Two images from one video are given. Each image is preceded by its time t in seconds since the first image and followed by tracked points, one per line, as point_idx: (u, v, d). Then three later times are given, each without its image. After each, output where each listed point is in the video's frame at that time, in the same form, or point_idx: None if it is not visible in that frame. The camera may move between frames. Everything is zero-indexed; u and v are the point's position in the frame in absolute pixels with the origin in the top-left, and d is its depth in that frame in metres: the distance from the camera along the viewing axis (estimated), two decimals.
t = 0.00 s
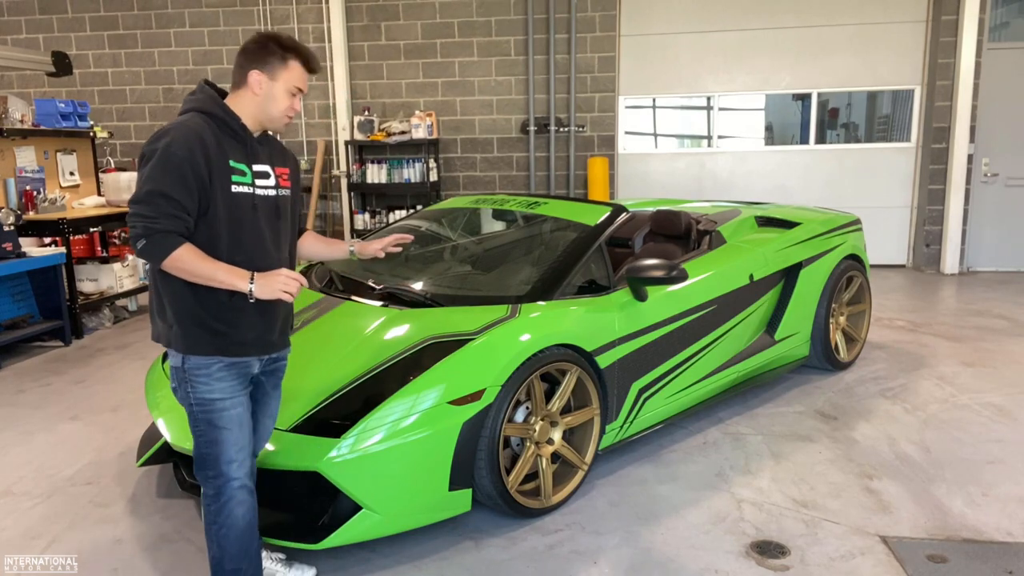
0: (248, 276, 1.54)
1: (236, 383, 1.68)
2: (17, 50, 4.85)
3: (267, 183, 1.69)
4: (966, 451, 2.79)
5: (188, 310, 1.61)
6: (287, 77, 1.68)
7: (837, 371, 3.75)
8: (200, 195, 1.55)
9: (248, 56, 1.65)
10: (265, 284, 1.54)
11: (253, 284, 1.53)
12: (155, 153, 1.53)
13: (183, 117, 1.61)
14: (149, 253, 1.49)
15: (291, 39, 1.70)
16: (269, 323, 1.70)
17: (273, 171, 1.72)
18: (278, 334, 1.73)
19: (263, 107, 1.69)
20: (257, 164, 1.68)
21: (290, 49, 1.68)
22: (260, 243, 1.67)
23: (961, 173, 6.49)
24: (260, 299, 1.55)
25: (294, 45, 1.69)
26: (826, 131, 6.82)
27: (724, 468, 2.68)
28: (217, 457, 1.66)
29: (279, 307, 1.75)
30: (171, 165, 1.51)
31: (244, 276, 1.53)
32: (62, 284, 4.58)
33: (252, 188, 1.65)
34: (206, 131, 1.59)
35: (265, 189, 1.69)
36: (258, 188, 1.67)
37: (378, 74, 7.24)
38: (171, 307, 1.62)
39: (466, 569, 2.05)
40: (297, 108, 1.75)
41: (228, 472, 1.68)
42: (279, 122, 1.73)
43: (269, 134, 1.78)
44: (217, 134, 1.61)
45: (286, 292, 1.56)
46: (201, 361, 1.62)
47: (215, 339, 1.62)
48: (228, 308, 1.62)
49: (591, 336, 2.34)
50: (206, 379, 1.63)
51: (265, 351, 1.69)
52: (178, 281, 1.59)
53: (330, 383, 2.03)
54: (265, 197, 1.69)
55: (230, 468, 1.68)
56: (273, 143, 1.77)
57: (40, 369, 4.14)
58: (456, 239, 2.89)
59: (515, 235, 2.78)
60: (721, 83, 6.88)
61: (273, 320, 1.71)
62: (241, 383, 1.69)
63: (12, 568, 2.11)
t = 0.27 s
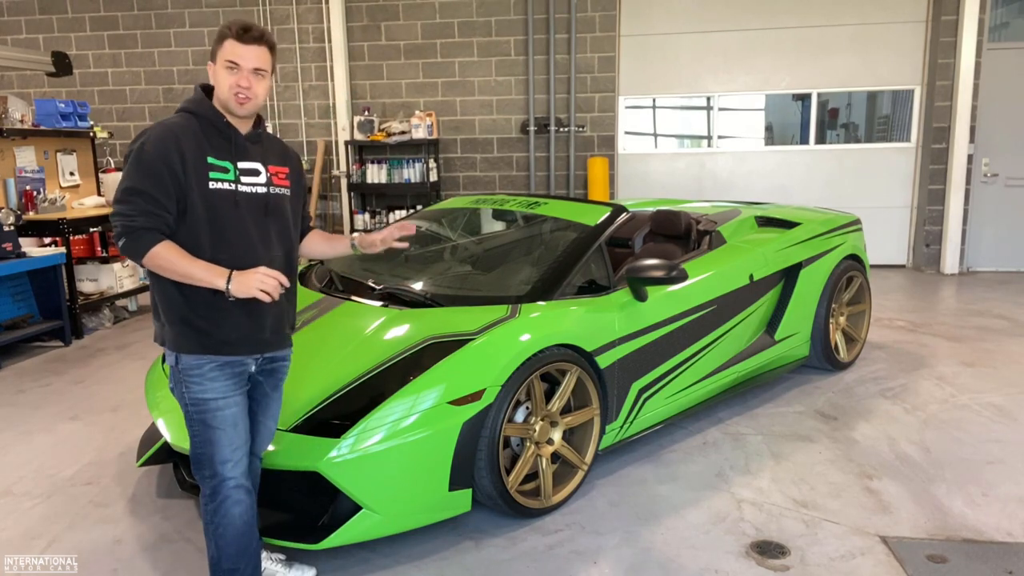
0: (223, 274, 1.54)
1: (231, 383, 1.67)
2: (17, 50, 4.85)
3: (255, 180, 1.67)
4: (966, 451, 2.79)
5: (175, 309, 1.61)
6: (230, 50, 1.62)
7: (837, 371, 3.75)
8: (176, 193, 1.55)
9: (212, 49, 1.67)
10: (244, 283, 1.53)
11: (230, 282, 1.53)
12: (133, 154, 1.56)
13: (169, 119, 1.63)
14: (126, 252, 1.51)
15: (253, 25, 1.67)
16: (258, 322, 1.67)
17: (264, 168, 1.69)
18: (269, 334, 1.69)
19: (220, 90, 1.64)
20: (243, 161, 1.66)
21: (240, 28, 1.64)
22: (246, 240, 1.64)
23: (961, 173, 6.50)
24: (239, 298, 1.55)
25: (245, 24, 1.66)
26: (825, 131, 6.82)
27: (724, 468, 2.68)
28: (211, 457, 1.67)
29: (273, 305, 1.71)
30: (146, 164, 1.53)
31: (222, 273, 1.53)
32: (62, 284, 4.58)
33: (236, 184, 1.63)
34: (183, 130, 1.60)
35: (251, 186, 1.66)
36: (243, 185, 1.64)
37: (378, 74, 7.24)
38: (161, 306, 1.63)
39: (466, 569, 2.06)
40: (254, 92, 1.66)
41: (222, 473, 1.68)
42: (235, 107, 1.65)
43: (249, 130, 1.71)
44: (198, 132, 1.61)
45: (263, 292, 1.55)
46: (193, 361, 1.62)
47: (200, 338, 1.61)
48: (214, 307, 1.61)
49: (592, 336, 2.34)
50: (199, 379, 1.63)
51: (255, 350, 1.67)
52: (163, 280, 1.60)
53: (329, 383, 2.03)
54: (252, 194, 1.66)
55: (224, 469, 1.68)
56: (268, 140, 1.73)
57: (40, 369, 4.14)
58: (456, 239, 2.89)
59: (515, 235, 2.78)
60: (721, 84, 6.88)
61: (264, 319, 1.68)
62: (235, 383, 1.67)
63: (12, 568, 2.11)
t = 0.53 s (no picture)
0: (207, 281, 1.53)
1: (230, 384, 1.66)
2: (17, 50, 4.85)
3: (252, 179, 1.66)
4: (966, 451, 2.79)
5: (174, 310, 1.62)
6: (219, 46, 1.62)
7: (837, 371, 3.75)
8: (170, 195, 1.56)
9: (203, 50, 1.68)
10: (223, 293, 1.52)
11: (211, 291, 1.53)
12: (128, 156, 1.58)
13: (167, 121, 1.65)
14: (121, 255, 1.53)
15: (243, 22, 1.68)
16: (255, 322, 1.65)
17: (262, 166, 1.68)
18: (268, 332, 1.68)
19: (211, 88, 1.65)
20: (240, 160, 1.65)
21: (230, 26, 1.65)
22: (243, 240, 1.63)
23: (961, 173, 6.49)
24: (220, 306, 1.54)
25: (233, 21, 1.66)
26: (826, 131, 6.82)
27: (724, 468, 2.68)
28: (209, 457, 1.66)
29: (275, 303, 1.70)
30: (139, 167, 1.54)
31: (203, 281, 1.53)
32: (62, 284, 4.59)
33: (231, 183, 1.63)
34: (178, 130, 1.60)
35: (248, 185, 1.65)
36: (240, 184, 1.64)
37: (378, 74, 7.24)
38: (161, 308, 1.64)
39: (466, 569, 2.06)
40: (248, 89, 1.66)
41: (219, 473, 1.68)
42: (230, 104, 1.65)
43: (249, 129, 1.71)
44: (193, 134, 1.62)
45: (243, 303, 1.54)
46: (193, 360, 1.62)
47: (197, 337, 1.62)
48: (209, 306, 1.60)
49: (592, 336, 2.34)
50: (197, 379, 1.63)
51: (253, 350, 1.66)
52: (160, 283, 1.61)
53: (329, 384, 2.03)
54: (249, 193, 1.65)
55: (222, 470, 1.68)
56: (268, 138, 1.73)
57: (40, 369, 4.14)
58: (456, 239, 2.89)
59: (515, 235, 2.78)
60: (721, 84, 6.88)
61: (262, 320, 1.67)
62: (234, 384, 1.67)
63: (12, 568, 2.11)
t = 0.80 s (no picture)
0: (220, 284, 1.52)
1: (240, 384, 1.66)
2: (18, 51, 4.86)
3: (262, 179, 1.66)
4: (966, 452, 2.79)
5: (185, 309, 1.61)
6: (229, 47, 1.62)
7: (837, 371, 3.75)
8: (182, 194, 1.56)
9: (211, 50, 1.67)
10: (236, 297, 1.51)
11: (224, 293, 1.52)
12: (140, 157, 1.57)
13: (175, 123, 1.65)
14: (132, 255, 1.53)
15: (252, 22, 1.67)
16: (266, 320, 1.66)
17: (272, 167, 1.69)
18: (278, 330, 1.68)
19: (221, 89, 1.64)
20: (251, 160, 1.66)
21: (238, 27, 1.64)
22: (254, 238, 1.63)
23: (961, 173, 6.49)
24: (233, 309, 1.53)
25: (242, 21, 1.66)
26: (825, 131, 6.82)
27: (724, 468, 2.68)
28: (217, 458, 1.66)
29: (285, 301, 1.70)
30: (151, 166, 1.54)
31: (217, 283, 1.52)
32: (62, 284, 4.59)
33: (243, 183, 1.63)
34: (189, 131, 1.60)
35: (259, 185, 1.66)
36: (251, 184, 1.64)
37: (378, 74, 7.24)
38: (171, 310, 1.64)
39: (466, 569, 2.06)
40: (258, 89, 1.66)
41: (226, 474, 1.67)
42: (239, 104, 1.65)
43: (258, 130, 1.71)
44: (204, 134, 1.62)
45: (256, 307, 1.53)
46: (202, 360, 1.62)
47: (209, 337, 1.61)
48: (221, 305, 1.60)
49: (591, 337, 2.34)
50: (208, 379, 1.63)
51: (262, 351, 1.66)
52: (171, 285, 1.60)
53: (329, 384, 2.03)
54: (260, 193, 1.66)
55: (230, 471, 1.67)
56: (276, 140, 1.74)
57: (40, 369, 4.14)
58: (456, 239, 2.89)
59: (515, 235, 2.78)
60: (721, 84, 6.88)
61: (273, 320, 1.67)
62: (244, 385, 1.67)
63: (12, 568, 2.11)
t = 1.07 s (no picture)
0: (242, 286, 1.52)
1: (260, 382, 1.67)
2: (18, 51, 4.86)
3: (276, 180, 1.67)
4: (966, 452, 2.79)
5: (200, 310, 1.61)
6: (263, 54, 1.61)
7: (837, 371, 3.75)
8: (200, 196, 1.55)
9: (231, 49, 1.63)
10: (260, 299, 1.52)
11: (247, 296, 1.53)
12: (155, 157, 1.55)
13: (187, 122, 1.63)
14: (149, 256, 1.51)
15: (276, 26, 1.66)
16: (282, 322, 1.67)
17: (285, 169, 1.70)
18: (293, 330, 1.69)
19: (249, 94, 1.63)
20: (265, 162, 1.66)
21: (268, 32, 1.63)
22: (271, 240, 1.64)
23: (961, 173, 6.49)
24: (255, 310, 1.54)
25: (270, 25, 1.64)
26: (826, 131, 6.82)
27: (724, 468, 2.68)
28: (243, 457, 1.67)
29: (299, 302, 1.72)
30: (169, 167, 1.52)
31: (240, 286, 1.52)
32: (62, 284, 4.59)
33: (259, 185, 1.63)
34: (205, 131, 1.59)
35: (274, 187, 1.66)
36: (266, 185, 1.65)
37: (378, 74, 7.24)
38: (185, 311, 1.63)
39: (466, 569, 2.06)
40: (285, 97, 1.67)
41: (253, 474, 1.68)
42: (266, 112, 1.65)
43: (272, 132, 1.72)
44: (219, 135, 1.61)
45: (279, 307, 1.54)
46: (223, 360, 1.62)
47: (226, 337, 1.61)
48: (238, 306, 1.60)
49: (591, 337, 2.34)
50: (228, 378, 1.63)
51: (280, 349, 1.67)
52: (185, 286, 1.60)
53: (329, 384, 2.02)
54: (275, 194, 1.66)
55: (256, 469, 1.68)
56: (286, 141, 1.75)
57: (40, 369, 4.14)
58: (456, 239, 2.89)
59: (515, 235, 2.78)
60: (721, 84, 6.88)
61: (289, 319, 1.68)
62: (264, 382, 1.68)
63: (13, 568, 2.11)
